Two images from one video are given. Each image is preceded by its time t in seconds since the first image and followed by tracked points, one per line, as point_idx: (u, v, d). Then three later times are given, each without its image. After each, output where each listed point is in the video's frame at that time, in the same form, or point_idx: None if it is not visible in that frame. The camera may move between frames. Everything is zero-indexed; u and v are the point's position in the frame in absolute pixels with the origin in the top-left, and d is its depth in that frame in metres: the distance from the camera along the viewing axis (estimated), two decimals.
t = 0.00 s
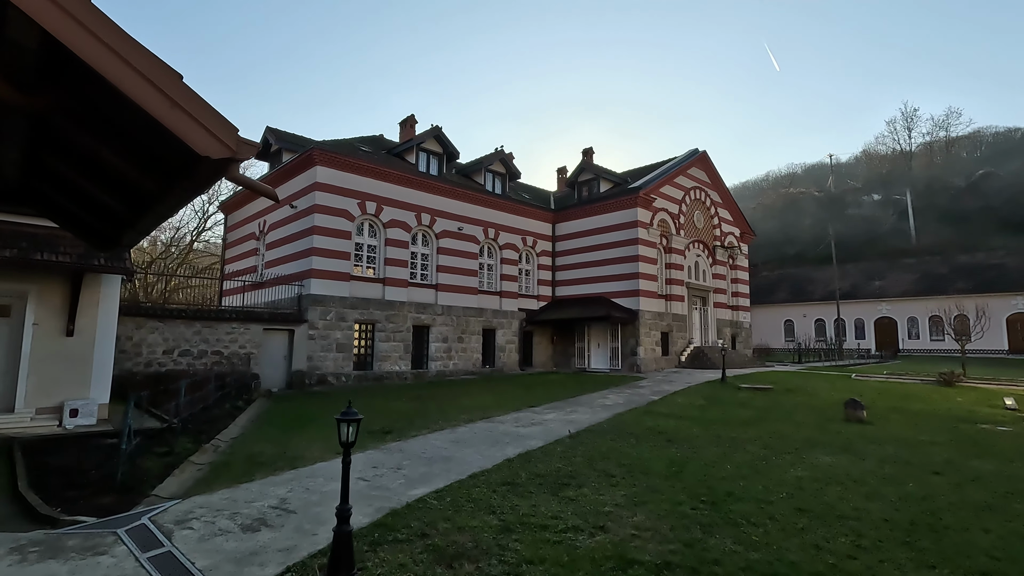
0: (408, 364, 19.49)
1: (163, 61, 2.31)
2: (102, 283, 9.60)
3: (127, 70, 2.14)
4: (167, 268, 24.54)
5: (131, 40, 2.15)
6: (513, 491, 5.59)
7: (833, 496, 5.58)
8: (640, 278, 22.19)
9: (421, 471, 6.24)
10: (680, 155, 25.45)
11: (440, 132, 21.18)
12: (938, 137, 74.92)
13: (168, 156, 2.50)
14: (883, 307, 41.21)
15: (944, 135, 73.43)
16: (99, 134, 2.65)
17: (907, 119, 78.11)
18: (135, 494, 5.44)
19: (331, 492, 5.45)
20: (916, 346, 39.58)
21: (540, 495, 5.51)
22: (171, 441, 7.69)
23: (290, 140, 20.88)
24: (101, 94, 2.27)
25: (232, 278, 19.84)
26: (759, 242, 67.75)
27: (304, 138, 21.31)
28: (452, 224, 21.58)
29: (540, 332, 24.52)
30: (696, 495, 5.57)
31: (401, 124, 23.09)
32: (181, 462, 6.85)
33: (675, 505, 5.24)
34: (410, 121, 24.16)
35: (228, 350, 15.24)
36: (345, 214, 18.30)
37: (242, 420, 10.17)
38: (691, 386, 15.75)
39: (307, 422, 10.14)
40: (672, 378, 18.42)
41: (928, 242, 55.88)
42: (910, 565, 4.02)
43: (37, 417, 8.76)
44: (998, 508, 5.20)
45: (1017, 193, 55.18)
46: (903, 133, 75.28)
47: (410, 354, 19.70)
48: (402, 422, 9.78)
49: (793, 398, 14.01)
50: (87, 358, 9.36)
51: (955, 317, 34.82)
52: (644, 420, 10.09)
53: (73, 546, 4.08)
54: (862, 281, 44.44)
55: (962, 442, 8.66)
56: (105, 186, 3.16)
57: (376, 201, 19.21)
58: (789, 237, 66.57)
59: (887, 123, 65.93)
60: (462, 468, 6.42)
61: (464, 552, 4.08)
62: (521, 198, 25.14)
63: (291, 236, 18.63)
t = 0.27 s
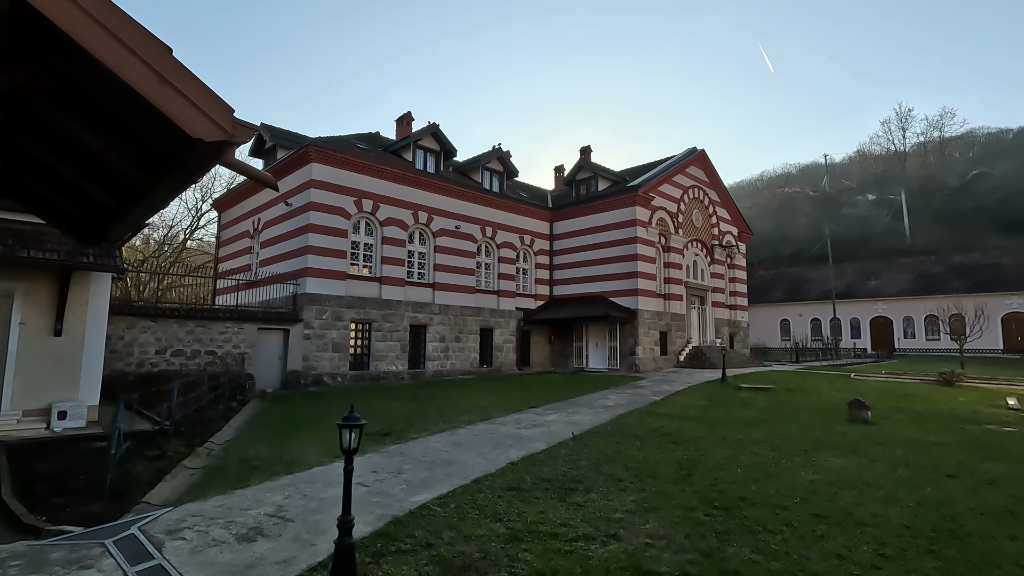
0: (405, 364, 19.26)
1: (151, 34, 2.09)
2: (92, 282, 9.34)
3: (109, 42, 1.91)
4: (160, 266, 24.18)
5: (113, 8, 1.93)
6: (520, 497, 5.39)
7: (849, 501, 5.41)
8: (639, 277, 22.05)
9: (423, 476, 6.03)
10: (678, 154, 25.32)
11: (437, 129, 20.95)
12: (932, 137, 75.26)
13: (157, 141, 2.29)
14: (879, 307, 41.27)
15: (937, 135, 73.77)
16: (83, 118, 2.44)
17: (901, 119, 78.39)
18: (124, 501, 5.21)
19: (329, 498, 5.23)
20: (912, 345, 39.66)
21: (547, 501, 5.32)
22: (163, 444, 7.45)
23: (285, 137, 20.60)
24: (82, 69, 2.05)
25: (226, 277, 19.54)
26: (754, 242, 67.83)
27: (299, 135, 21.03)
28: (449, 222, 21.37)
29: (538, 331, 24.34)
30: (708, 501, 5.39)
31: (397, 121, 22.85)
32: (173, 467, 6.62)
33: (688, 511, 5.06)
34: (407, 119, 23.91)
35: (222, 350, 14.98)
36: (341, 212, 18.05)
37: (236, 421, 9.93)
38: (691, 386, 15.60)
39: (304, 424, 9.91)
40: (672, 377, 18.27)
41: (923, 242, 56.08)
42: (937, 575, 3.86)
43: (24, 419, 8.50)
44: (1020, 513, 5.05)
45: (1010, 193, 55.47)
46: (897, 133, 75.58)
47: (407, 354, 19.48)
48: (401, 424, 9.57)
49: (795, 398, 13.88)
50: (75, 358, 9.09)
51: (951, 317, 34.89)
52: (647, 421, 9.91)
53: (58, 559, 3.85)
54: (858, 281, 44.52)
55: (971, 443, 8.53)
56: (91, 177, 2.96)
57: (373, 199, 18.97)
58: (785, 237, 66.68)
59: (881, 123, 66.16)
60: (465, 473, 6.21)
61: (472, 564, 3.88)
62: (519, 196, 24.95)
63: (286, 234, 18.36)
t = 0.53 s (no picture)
0: (402, 364, 19.06)
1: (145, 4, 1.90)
2: (82, 280, 9.11)
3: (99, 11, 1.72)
4: (152, 265, 23.83)
5: None
6: (527, 502, 5.23)
7: (864, 504, 5.29)
8: (637, 275, 21.94)
9: (426, 480, 5.87)
10: (676, 152, 25.22)
11: (434, 126, 20.74)
12: (925, 137, 75.65)
13: (153, 123, 2.11)
14: (874, 306, 41.39)
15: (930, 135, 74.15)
16: (70, 100, 2.25)
17: (894, 119, 78.74)
18: (117, 508, 5.01)
19: (330, 504, 5.05)
20: (907, 344, 39.81)
21: (556, 506, 5.16)
22: (157, 447, 7.23)
23: (280, 134, 20.33)
24: (68, 43, 1.86)
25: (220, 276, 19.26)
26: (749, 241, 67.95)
27: (294, 132, 20.77)
28: (446, 220, 21.18)
29: (535, 331, 24.19)
30: (721, 505, 5.24)
31: (393, 118, 22.62)
32: (168, 470, 6.41)
33: (701, 516, 4.91)
34: (403, 116, 23.68)
35: (216, 349, 14.73)
36: (337, 210, 17.82)
37: (231, 423, 9.72)
38: (691, 385, 15.49)
39: (301, 425, 9.72)
40: (671, 377, 18.16)
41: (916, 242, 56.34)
42: None
43: (12, 422, 8.25)
44: None
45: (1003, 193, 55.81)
46: (891, 133, 75.90)
47: (404, 353, 19.27)
48: (401, 425, 9.39)
49: (796, 398, 13.80)
50: (65, 359, 8.85)
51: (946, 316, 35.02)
52: (651, 422, 9.77)
53: (46, 571, 3.65)
54: (853, 280, 44.63)
55: (979, 443, 8.45)
56: (82, 168, 2.78)
57: (369, 197, 18.74)
58: (780, 236, 66.84)
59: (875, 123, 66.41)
60: (469, 476, 6.05)
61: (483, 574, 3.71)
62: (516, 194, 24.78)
63: (281, 232, 18.10)
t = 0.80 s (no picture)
0: (401, 365, 18.88)
1: None
2: (76, 279, 8.91)
3: None
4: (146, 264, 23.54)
5: None
6: (538, 506, 5.09)
7: (883, 508, 5.17)
8: (636, 275, 21.83)
9: (432, 483, 5.71)
10: (675, 152, 25.14)
11: (433, 125, 20.58)
12: (919, 139, 76.07)
13: (158, 103, 1.96)
14: (871, 306, 41.49)
15: (924, 136, 74.57)
16: (68, 79, 2.10)
17: (889, 121, 79.05)
18: (113, 514, 4.82)
19: (335, 509, 4.89)
20: (904, 344, 39.91)
21: (568, 510, 5.02)
22: (154, 450, 7.05)
23: (277, 132, 20.15)
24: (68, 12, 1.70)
25: (216, 275, 19.03)
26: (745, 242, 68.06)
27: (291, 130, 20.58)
28: (445, 219, 21.02)
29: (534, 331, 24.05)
30: (737, 509, 5.11)
31: (391, 117, 22.44)
32: (165, 474, 6.24)
33: (719, 520, 4.77)
34: (401, 115, 23.51)
35: (212, 350, 14.52)
36: (335, 208, 17.62)
37: (229, 425, 9.53)
38: (693, 386, 15.39)
39: (301, 427, 9.54)
40: (672, 377, 18.06)
41: (912, 243, 56.58)
42: None
43: (3, 424, 8.02)
44: None
45: (997, 194, 56.14)
46: (886, 134, 76.21)
47: (402, 354, 19.10)
48: (403, 426, 9.23)
49: (799, 398, 13.72)
50: (59, 360, 8.64)
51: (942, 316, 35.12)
52: (656, 423, 9.65)
53: None
54: (850, 280, 44.72)
55: (988, 444, 8.36)
56: (79, 156, 2.62)
57: (368, 196, 18.55)
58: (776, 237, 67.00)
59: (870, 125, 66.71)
60: (477, 479, 5.90)
61: None
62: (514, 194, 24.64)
63: (278, 231, 17.89)
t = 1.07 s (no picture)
0: (403, 367, 18.71)
1: None
2: (76, 280, 8.74)
3: None
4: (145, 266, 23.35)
5: None
6: (555, 515, 4.93)
7: (910, 516, 5.02)
8: (640, 277, 21.69)
9: (443, 490, 5.56)
10: (678, 153, 25.03)
11: (435, 125, 20.44)
12: (918, 141, 76.12)
13: (174, 89, 1.82)
14: (872, 308, 41.41)
15: (924, 139, 74.62)
16: (74, 65, 1.96)
17: (889, 123, 79.07)
18: (116, 523, 4.67)
19: (345, 518, 4.74)
20: (905, 347, 39.82)
21: (585, 519, 4.87)
22: (155, 456, 6.88)
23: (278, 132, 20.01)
24: None
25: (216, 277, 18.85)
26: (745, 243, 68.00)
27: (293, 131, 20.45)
28: (447, 221, 20.87)
29: (536, 333, 23.91)
30: (760, 518, 4.95)
31: (393, 118, 22.32)
32: (168, 481, 6.08)
33: (742, 530, 4.62)
34: (402, 115, 23.38)
35: (213, 352, 14.35)
36: (337, 209, 17.46)
37: (231, 429, 9.35)
38: (698, 388, 15.25)
39: (305, 431, 9.37)
40: (676, 380, 17.92)
41: (912, 244, 56.54)
42: None
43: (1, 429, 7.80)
44: None
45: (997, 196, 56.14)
46: (885, 136, 76.24)
47: (404, 356, 18.93)
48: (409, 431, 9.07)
49: (806, 401, 13.57)
50: (58, 363, 8.45)
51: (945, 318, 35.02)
52: (666, 427, 9.51)
53: None
54: (851, 282, 44.64)
55: (1005, 449, 8.21)
56: (84, 149, 2.48)
57: (369, 197, 18.41)
58: (776, 238, 66.96)
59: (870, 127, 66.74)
60: (488, 486, 5.75)
61: None
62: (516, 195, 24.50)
63: (279, 232, 17.73)
